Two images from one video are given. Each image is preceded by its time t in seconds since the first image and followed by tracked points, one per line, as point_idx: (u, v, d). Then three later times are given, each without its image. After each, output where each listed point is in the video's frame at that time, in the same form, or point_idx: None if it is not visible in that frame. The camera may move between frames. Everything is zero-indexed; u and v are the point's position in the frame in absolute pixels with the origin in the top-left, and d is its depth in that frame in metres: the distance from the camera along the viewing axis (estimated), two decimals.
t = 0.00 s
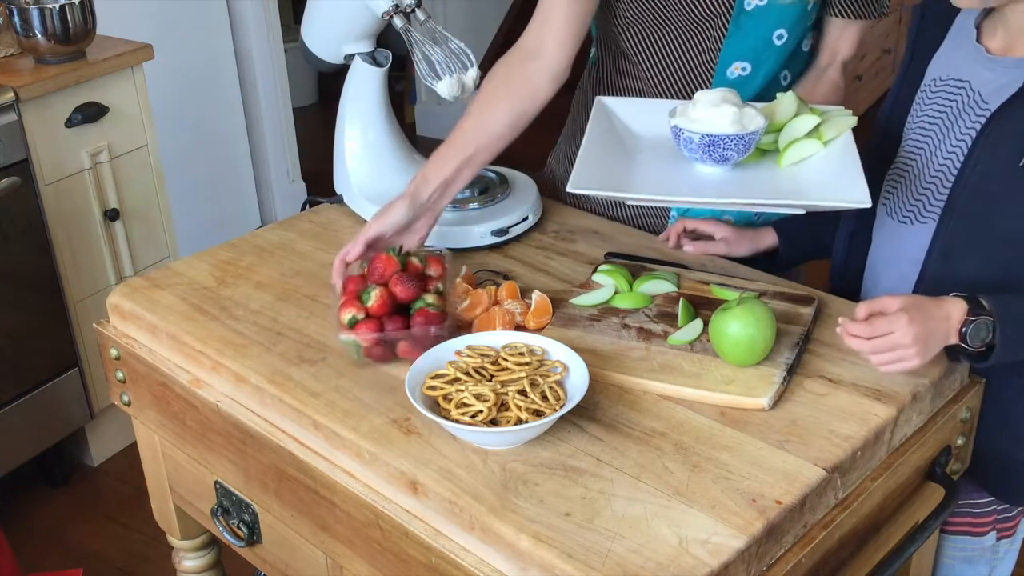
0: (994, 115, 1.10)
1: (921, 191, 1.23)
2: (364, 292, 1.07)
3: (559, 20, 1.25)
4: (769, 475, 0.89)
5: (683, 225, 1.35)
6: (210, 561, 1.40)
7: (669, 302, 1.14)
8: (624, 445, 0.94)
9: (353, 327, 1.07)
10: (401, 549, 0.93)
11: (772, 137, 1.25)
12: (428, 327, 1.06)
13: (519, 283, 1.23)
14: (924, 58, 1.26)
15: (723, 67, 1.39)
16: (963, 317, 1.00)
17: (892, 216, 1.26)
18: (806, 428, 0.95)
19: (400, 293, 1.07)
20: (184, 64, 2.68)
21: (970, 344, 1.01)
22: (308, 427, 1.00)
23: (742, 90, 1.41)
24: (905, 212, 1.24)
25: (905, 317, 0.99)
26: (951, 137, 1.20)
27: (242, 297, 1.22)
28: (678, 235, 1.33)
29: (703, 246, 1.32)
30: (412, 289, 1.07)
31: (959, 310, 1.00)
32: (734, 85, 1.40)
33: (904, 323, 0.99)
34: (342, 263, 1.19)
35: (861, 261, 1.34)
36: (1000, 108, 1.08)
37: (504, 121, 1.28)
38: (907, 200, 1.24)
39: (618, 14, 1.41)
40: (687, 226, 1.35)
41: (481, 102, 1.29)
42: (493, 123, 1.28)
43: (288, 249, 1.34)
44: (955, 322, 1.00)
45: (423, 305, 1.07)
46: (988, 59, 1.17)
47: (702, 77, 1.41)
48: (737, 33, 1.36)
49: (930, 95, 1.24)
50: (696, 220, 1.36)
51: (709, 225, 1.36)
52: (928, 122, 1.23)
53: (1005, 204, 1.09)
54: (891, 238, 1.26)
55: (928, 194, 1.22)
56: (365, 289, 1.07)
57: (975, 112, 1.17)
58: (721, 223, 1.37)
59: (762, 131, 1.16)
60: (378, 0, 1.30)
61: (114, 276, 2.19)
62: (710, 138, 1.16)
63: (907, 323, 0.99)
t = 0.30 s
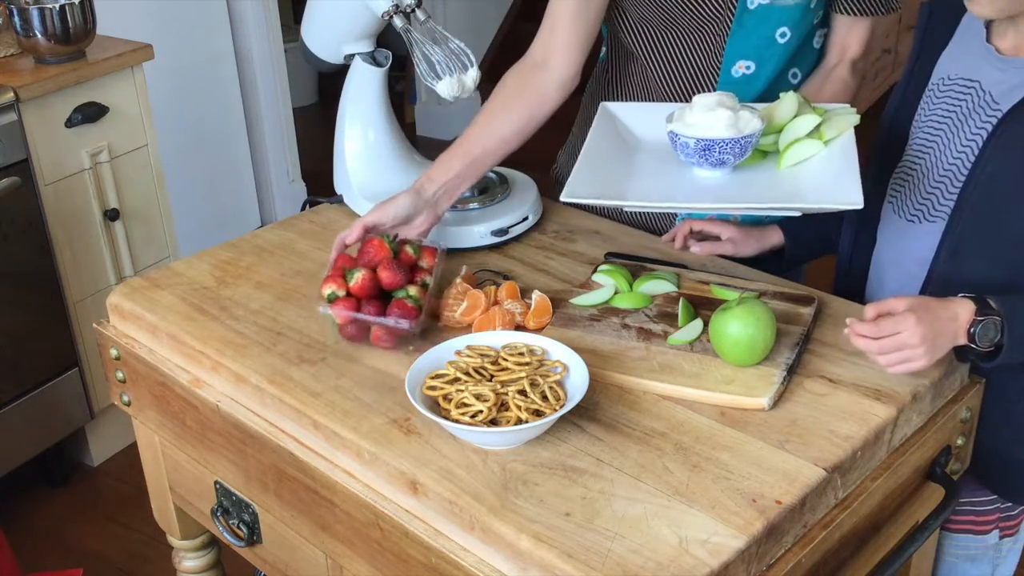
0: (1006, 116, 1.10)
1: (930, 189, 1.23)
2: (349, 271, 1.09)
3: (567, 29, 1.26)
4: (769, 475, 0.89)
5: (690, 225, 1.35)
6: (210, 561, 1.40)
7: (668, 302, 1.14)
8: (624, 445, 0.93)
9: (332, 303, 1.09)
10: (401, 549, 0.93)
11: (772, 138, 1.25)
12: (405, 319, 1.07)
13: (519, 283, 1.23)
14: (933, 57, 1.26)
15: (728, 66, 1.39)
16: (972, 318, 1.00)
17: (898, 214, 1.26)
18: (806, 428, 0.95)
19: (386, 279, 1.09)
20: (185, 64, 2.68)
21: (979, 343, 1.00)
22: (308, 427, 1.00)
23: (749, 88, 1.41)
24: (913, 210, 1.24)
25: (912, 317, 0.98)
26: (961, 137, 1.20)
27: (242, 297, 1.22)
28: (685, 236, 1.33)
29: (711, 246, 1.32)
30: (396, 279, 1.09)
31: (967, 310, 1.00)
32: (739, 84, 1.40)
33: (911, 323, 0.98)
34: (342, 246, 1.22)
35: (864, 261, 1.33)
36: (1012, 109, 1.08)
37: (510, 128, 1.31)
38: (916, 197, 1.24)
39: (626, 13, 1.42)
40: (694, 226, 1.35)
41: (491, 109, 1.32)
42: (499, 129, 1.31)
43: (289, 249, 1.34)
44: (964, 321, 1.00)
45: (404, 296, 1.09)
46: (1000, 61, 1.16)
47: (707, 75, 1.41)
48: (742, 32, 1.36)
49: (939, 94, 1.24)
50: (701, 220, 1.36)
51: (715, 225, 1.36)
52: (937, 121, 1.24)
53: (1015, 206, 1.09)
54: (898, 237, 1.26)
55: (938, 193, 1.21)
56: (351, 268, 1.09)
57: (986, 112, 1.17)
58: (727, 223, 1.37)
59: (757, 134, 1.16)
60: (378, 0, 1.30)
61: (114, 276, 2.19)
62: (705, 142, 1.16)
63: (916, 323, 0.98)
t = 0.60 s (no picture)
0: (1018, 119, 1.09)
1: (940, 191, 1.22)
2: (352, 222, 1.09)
3: (573, 28, 1.34)
4: (769, 475, 0.89)
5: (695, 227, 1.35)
6: (210, 561, 1.40)
7: (668, 302, 1.14)
8: (624, 445, 0.93)
9: (332, 251, 1.10)
10: (401, 549, 0.93)
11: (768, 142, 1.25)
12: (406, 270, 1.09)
13: (518, 283, 1.23)
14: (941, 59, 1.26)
15: (728, 67, 1.39)
16: (943, 318, 0.99)
17: (909, 215, 1.27)
18: (806, 428, 0.95)
19: (388, 231, 1.09)
20: (185, 64, 2.68)
21: (953, 340, 0.99)
22: (308, 427, 1.00)
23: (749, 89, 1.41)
24: (924, 211, 1.24)
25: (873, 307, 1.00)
26: (970, 141, 1.19)
27: (242, 297, 1.22)
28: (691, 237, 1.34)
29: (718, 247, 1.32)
30: (399, 232, 1.09)
31: (939, 308, 1.00)
32: (740, 85, 1.40)
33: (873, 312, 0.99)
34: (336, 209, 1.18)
35: (864, 261, 1.33)
36: None
37: (517, 118, 1.37)
38: (926, 199, 1.24)
39: (627, 14, 1.42)
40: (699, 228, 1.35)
41: (494, 101, 1.37)
42: (506, 118, 1.36)
43: (289, 249, 1.34)
44: (936, 320, 0.99)
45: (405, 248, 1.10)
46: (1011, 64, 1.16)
47: (708, 76, 1.41)
48: (742, 32, 1.36)
49: (947, 96, 1.24)
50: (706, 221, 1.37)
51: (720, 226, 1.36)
52: (946, 123, 1.24)
53: None
54: (908, 238, 1.26)
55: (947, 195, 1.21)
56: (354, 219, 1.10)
57: (995, 116, 1.16)
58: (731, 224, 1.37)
59: (750, 139, 1.17)
60: (378, 0, 1.30)
61: (114, 276, 2.19)
62: (696, 147, 1.17)
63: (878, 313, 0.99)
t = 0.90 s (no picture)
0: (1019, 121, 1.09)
1: (941, 192, 1.22)
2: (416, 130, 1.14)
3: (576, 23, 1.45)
4: (769, 475, 0.89)
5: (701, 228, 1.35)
6: (210, 561, 1.40)
7: (668, 302, 1.14)
8: (624, 445, 0.94)
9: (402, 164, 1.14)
10: (401, 549, 0.93)
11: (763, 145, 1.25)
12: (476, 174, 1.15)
13: (518, 283, 1.23)
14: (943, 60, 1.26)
15: (722, 64, 1.39)
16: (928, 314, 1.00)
17: (911, 215, 1.26)
18: (806, 428, 0.95)
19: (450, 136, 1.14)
20: (185, 64, 2.69)
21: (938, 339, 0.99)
22: (308, 427, 1.00)
23: (743, 88, 1.40)
24: (925, 212, 1.24)
25: (862, 303, 1.00)
26: (971, 142, 1.19)
27: (242, 297, 1.22)
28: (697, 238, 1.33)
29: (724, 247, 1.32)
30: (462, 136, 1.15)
31: (924, 305, 1.00)
32: (733, 83, 1.40)
33: (864, 307, 1.00)
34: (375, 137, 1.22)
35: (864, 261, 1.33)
36: None
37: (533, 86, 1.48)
38: (927, 199, 1.24)
39: (626, 11, 1.44)
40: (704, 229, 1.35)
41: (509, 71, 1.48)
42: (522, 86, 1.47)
43: (289, 249, 1.34)
44: (921, 317, 1.00)
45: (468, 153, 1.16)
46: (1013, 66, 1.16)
47: (702, 75, 1.41)
48: (737, 31, 1.36)
49: (949, 97, 1.24)
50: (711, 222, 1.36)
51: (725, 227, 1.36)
52: (949, 124, 1.24)
53: None
54: (910, 239, 1.26)
55: (948, 196, 1.21)
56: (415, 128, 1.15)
57: (997, 118, 1.17)
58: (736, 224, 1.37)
59: (742, 141, 1.18)
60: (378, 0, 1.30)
61: (114, 276, 2.19)
62: (688, 147, 1.18)
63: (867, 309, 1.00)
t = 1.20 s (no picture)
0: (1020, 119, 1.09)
1: (943, 191, 1.22)
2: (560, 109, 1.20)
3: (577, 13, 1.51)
4: (768, 475, 0.89)
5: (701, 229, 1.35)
6: (210, 561, 1.40)
7: (669, 302, 1.14)
8: (624, 445, 0.93)
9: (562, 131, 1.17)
10: (401, 549, 0.93)
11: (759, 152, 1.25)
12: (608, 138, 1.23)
13: (518, 283, 1.23)
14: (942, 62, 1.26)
15: (718, 60, 1.40)
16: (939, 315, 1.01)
17: (912, 214, 1.26)
18: (806, 428, 0.95)
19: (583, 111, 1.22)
20: (185, 64, 2.68)
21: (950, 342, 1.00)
22: (308, 427, 1.00)
23: (738, 84, 1.40)
24: (927, 211, 1.24)
25: (887, 308, 0.98)
26: (972, 142, 1.19)
27: (242, 297, 1.22)
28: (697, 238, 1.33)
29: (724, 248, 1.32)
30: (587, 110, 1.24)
31: (935, 306, 1.01)
32: (728, 79, 1.40)
33: (889, 313, 0.98)
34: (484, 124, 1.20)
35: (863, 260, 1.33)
36: None
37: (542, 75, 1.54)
38: (929, 198, 1.24)
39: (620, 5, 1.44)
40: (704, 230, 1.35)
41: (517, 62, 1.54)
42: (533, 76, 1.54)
43: (289, 249, 1.34)
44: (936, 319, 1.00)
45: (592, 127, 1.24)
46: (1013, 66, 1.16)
47: (697, 70, 1.42)
48: (732, 27, 1.37)
49: (949, 97, 1.24)
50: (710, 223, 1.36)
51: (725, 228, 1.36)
52: (949, 124, 1.23)
53: None
54: (912, 238, 1.26)
55: (951, 195, 1.21)
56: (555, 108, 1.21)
57: (998, 117, 1.17)
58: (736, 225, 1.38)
59: (734, 152, 1.21)
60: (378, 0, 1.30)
61: (114, 276, 2.19)
62: (681, 153, 1.20)
63: (893, 315, 0.98)
